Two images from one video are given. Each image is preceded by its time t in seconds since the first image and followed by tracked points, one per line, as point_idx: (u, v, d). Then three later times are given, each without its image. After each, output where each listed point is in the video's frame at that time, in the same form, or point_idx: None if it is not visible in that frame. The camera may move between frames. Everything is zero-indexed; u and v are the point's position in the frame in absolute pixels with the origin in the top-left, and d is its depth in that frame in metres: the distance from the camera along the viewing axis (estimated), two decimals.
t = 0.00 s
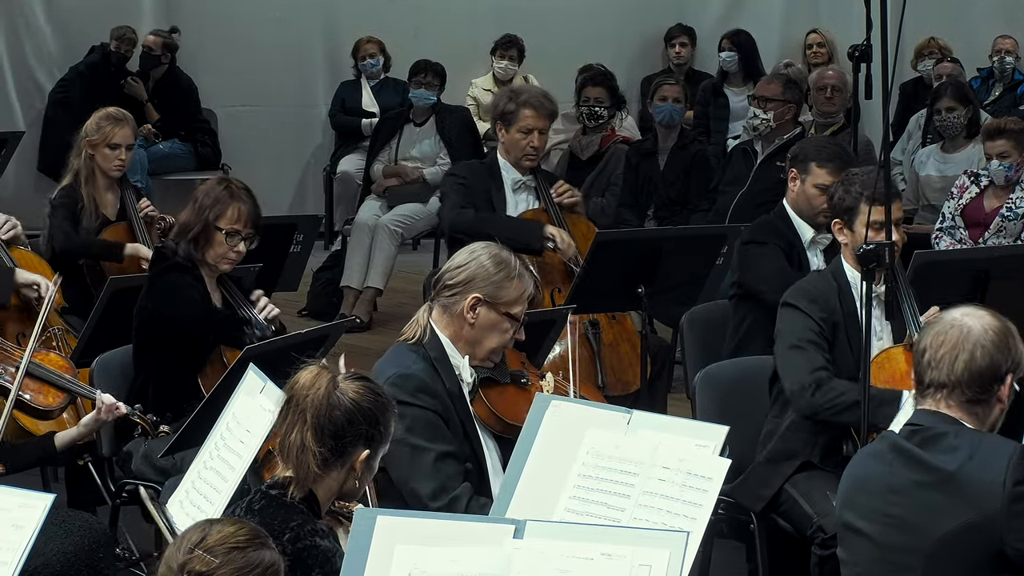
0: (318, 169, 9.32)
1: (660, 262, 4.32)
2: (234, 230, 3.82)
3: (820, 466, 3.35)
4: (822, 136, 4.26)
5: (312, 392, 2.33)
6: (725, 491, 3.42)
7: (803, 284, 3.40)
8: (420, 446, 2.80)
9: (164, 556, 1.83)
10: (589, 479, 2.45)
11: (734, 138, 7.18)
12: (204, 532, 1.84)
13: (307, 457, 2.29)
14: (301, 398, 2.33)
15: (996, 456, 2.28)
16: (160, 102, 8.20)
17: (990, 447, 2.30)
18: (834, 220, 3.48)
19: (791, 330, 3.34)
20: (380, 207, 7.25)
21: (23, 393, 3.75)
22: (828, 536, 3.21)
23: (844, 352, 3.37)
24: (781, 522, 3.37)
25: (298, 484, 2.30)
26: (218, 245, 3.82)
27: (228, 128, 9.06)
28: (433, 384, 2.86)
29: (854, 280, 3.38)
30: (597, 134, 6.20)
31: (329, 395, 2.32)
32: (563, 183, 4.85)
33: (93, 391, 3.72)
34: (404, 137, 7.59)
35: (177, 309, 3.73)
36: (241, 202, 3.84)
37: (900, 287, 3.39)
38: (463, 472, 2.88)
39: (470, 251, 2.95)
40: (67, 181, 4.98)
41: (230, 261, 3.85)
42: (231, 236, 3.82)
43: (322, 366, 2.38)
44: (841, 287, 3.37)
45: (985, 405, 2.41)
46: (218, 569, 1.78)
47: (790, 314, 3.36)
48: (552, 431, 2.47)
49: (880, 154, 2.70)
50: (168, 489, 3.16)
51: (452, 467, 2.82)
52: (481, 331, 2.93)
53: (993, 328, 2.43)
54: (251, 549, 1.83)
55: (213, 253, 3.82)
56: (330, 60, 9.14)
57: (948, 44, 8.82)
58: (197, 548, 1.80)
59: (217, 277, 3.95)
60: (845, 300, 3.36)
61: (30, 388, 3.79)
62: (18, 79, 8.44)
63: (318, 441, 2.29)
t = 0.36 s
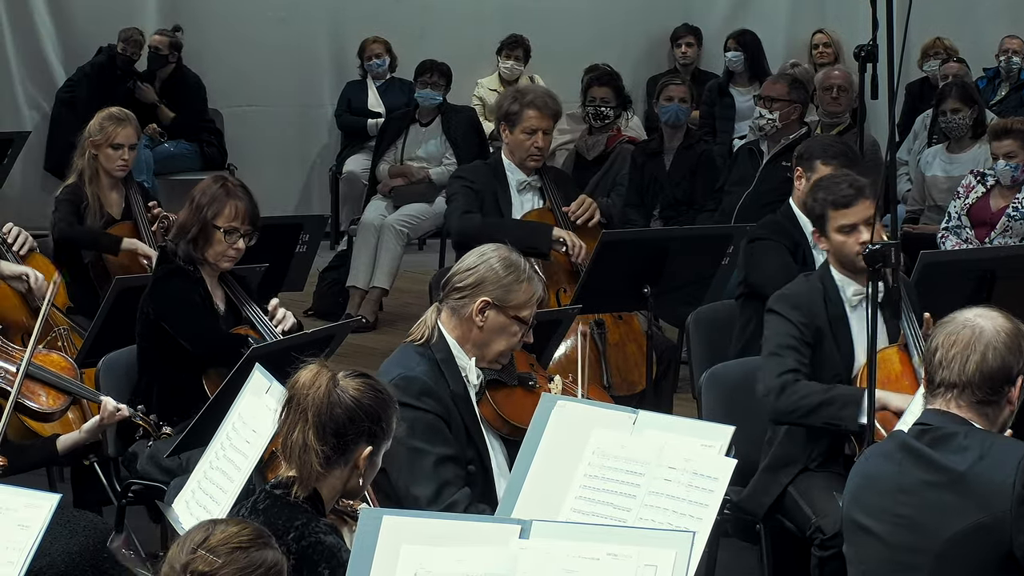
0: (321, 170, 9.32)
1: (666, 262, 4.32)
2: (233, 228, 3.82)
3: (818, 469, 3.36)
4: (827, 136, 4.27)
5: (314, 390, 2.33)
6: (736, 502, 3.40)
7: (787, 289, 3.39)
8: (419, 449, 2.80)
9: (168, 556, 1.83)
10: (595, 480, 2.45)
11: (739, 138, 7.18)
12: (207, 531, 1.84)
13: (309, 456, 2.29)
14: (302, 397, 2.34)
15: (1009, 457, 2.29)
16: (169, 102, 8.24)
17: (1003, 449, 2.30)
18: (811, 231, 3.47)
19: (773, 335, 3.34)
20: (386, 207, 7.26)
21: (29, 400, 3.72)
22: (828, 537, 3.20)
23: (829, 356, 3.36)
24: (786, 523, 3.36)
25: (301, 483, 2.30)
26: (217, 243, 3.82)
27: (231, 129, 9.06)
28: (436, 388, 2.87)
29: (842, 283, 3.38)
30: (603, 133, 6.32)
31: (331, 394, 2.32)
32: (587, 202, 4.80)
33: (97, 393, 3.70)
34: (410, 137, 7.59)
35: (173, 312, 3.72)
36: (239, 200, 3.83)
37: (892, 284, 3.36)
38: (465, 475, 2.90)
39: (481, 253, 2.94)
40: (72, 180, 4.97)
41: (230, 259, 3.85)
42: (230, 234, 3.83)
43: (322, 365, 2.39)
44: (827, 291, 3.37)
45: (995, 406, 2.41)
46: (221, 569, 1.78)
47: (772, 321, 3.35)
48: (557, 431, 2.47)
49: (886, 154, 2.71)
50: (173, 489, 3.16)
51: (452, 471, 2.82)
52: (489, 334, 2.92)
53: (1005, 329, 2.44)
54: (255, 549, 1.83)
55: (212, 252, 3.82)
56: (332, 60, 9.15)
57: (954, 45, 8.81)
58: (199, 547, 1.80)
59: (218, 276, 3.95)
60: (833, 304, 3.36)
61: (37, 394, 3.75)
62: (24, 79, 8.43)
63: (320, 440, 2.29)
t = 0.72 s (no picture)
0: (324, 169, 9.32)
1: (672, 262, 4.31)
2: (226, 229, 3.84)
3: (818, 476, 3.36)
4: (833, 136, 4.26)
5: (322, 390, 2.32)
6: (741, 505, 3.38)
7: (780, 283, 3.47)
8: (430, 446, 2.80)
9: (175, 556, 1.82)
10: (601, 480, 2.44)
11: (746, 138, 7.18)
12: (213, 532, 1.84)
13: (316, 456, 2.29)
14: (310, 397, 2.33)
15: (1016, 453, 2.28)
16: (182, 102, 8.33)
17: (1008, 445, 2.29)
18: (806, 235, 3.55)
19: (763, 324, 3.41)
20: (392, 207, 7.25)
21: (35, 397, 3.72)
22: (827, 538, 3.22)
23: (813, 354, 3.42)
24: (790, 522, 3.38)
25: (308, 484, 2.30)
26: (212, 244, 3.84)
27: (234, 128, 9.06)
28: (446, 385, 2.87)
29: (834, 284, 3.45)
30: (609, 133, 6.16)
31: (338, 393, 2.32)
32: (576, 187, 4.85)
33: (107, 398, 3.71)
34: (416, 137, 7.60)
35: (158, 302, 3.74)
36: (232, 200, 3.86)
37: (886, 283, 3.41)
38: (474, 475, 2.90)
39: (493, 255, 2.95)
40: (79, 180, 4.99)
41: (226, 260, 3.86)
42: (225, 234, 3.85)
43: (331, 365, 2.38)
44: (820, 290, 3.44)
45: (999, 404, 2.41)
46: (229, 569, 1.78)
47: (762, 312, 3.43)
48: (563, 431, 2.47)
49: (892, 154, 2.70)
50: (179, 489, 3.17)
51: (463, 468, 2.82)
52: (501, 335, 2.92)
53: (1007, 327, 2.42)
54: (261, 549, 1.82)
55: (207, 253, 3.84)
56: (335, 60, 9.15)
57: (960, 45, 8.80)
58: (207, 548, 1.80)
59: (219, 276, 3.97)
60: (822, 304, 3.43)
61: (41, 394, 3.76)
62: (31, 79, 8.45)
63: (326, 439, 2.29)
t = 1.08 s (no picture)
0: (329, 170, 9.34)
1: (679, 262, 4.32)
2: (230, 220, 3.88)
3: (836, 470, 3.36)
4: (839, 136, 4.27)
5: (326, 390, 2.32)
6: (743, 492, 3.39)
7: (807, 272, 3.46)
8: (429, 446, 2.81)
9: (182, 557, 1.83)
10: (607, 480, 2.44)
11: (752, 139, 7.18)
12: (221, 532, 1.84)
13: (320, 457, 2.29)
14: (314, 397, 2.33)
15: None
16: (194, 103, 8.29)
17: (1019, 448, 2.31)
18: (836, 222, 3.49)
19: (791, 310, 3.40)
20: (398, 207, 7.25)
21: (43, 395, 3.72)
22: (844, 538, 3.19)
23: (842, 345, 3.40)
24: (799, 522, 3.36)
25: (312, 484, 2.30)
26: (217, 236, 3.88)
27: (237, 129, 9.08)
28: (449, 386, 2.87)
29: (863, 277, 3.43)
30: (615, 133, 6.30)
31: (343, 394, 2.31)
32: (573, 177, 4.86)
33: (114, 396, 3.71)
34: (422, 137, 7.61)
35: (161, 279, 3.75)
36: (232, 191, 3.92)
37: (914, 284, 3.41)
38: (474, 477, 2.89)
39: (504, 257, 2.95)
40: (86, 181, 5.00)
41: (232, 251, 3.90)
42: (229, 225, 3.89)
43: (336, 366, 2.38)
44: (848, 282, 3.42)
45: (1011, 405, 2.41)
46: (236, 569, 1.78)
47: (790, 299, 3.42)
48: (569, 433, 2.46)
49: (898, 154, 2.69)
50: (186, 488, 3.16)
51: (460, 471, 2.82)
52: (511, 338, 2.92)
53: (1021, 329, 2.43)
54: (268, 549, 1.82)
55: (213, 245, 3.88)
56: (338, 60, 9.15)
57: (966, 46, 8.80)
58: (214, 549, 1.79)
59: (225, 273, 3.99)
60: (851, 296, 3.40)
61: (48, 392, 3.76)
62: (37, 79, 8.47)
63: (331, 440, 2.29)
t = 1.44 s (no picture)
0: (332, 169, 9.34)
1: (684, 262, 4.32)
2: (235, 215, 3.87)
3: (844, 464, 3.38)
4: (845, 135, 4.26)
5: (333, 391, 2.32)
6: (750, 492, 3.38)
7: (822, 272, 3.43)
8: (437, 441, 2.81)
9: (187, 556, 1.82)
10: (613, 480, 2.43)
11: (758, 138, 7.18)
12: (225, 531, 1.83)
13: (327, 458, 2.29)
14: (320, 398, 2.33)
15: None
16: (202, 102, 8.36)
17: (1017, 447, 2.31)
18: (857, 216, 3.51)
19: (809, 311, 3.36)
20: (405, 206, 7.25)
21: (48, 394, 3.74)
22: (853, 537, 3.20)
23: (857, 342, 3.38)
24: (805, 522, 3.37)
25: (318, 483, 2.31)
26: (224, 233, 3.87)
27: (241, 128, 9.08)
28: (456, 381, 2.87)
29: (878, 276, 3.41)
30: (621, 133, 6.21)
31: (350, 395, 2.31)
32: (583, 177, 4.87)
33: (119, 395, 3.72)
34: (428, 137, 7.61)
35: (182, 284, 3.74)
36: (237, 187, 3.91)
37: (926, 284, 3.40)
38: (483, 472, 2.90)
39: (504, 253, 2.94)
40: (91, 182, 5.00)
41: (240, 247, 3.89)
42: (235, 221, 3.88)
43: (343, 366, 2.38)
44: (866, 282, 3.38)
45: (1008, 402, 2.39)
46: (240, 567, 1.78)
47: (807, 298, 3.38)
48: (575, 433, 2.44)
49: (904, 154, 2.69)
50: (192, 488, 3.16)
51: (469, 464, 2.81)
52: (514, 332, 2.92)
53: (1013, 326, 2.41)
54: (273, 548, 1.82)
55: (222, 242, 3.86)
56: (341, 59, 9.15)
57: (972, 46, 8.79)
58: (218, 547, 1.79)
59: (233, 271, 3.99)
60: (868, 295, 3.38)
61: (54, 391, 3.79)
62: (42, 79, 8.48)
63: (338, 441, 2.29)
